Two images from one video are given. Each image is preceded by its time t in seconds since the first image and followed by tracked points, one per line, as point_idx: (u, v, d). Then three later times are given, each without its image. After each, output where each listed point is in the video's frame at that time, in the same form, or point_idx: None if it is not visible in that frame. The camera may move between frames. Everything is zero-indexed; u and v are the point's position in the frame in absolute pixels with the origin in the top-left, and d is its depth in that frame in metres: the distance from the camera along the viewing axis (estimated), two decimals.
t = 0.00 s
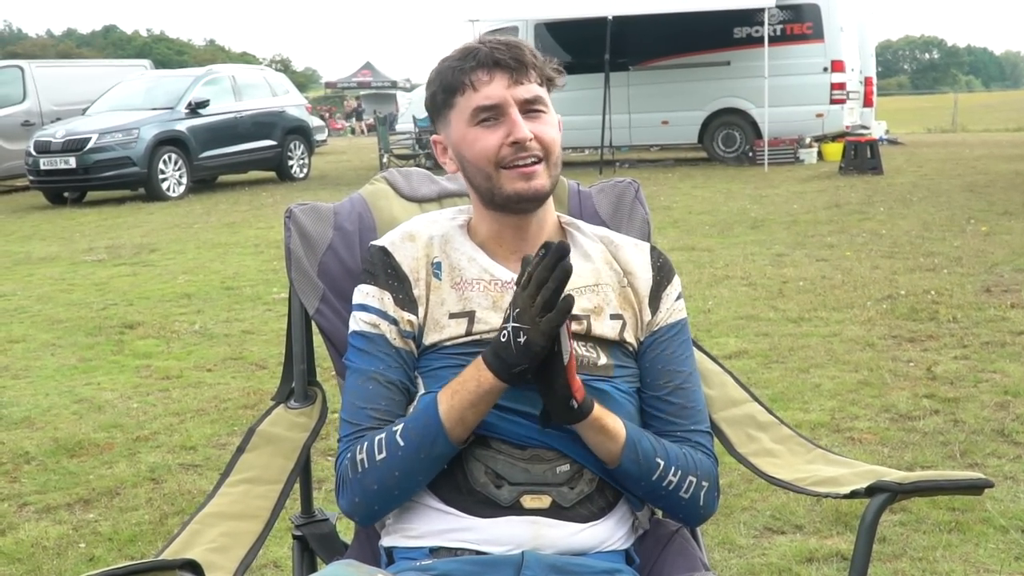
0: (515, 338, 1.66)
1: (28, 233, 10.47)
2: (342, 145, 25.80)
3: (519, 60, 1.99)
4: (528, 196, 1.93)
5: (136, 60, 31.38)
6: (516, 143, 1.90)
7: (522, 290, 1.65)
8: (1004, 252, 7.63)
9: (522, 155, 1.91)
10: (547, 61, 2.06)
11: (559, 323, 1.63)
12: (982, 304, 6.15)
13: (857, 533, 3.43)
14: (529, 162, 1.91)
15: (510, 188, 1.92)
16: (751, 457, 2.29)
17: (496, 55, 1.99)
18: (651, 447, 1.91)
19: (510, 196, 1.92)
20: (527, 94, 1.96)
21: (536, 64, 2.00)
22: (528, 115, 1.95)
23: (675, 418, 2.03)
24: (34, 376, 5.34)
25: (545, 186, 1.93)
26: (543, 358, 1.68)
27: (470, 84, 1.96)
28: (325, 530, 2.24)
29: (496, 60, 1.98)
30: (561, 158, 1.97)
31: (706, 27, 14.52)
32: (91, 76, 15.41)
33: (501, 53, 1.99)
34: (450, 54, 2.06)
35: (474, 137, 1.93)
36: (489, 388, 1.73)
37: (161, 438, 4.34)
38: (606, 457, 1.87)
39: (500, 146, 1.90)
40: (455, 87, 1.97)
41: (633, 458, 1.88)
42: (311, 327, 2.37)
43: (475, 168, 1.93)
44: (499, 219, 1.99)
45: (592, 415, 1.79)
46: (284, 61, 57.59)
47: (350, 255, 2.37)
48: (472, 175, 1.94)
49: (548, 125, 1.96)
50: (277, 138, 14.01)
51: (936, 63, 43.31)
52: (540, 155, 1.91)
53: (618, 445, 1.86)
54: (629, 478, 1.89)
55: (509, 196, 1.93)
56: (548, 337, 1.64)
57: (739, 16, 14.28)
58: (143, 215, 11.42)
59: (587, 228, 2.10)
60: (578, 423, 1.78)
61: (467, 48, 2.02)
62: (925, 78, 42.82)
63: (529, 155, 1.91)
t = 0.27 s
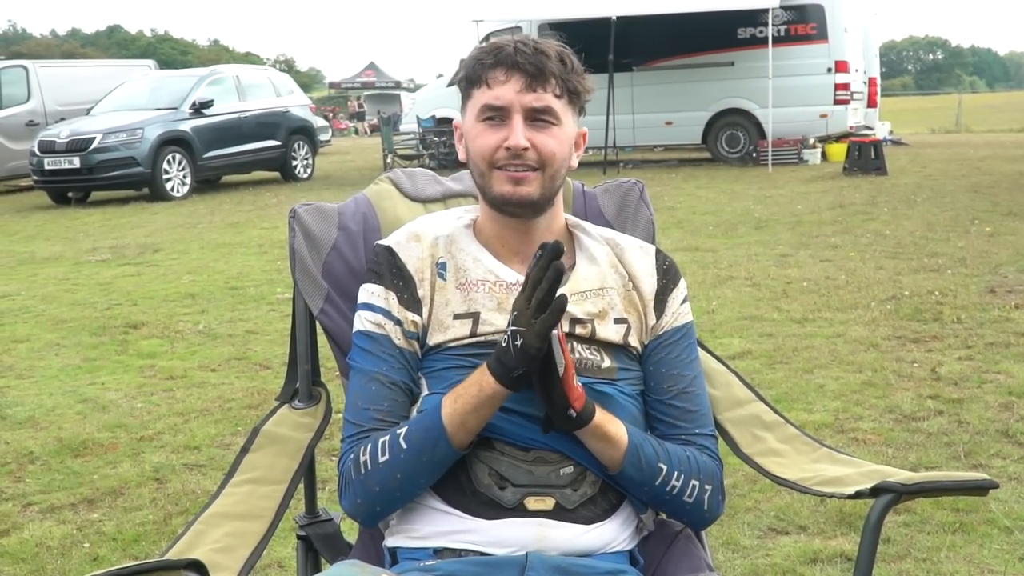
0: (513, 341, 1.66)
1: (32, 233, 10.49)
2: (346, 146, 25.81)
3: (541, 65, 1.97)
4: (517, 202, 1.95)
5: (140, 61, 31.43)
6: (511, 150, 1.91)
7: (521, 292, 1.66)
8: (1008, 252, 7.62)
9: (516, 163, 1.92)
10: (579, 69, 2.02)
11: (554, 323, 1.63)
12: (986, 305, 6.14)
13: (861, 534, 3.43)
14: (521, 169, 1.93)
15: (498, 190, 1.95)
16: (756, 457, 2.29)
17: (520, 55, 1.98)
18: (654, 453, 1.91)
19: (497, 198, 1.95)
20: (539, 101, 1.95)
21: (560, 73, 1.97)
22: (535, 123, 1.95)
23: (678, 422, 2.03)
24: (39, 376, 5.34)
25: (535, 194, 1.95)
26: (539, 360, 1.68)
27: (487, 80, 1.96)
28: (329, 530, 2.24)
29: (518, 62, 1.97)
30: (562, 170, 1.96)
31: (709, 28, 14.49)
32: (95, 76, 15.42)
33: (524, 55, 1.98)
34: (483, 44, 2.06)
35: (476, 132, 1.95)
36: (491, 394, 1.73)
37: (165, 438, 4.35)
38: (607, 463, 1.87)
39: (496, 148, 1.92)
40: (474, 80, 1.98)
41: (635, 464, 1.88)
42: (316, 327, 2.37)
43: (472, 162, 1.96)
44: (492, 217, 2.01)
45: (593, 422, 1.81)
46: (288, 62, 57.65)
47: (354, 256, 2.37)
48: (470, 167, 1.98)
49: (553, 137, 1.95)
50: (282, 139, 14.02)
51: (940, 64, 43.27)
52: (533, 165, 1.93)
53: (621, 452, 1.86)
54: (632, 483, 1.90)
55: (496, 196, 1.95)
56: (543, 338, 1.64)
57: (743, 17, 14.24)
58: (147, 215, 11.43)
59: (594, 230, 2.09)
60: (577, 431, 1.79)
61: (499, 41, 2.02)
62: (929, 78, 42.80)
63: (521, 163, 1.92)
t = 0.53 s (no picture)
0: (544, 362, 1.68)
1: (36, 233, 10.51)
2: (349, 146, 25.83)
3: (547, 65, 1.97)
4: (518, 203, 1.95)
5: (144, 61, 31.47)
6: (513, 150, 1.91)
7: (564, 317, 1.67)
8: (1012, 254, 7.61)
9: (517, 164, 1.92)
10: (588, 71, 2.01)
11: (591, 354, 1.64)
12: (990, 307, 6.13)
13: (864, 536, 3.42)
14: (522, 170, 1.93)
15: (500, 191, 1.95)
16: (758, 459, 2.28)
17: (526, 55, 1.98)
18: (674, 441, 1.90)
19: (499, 199, 1.95)
20: (543, 102, 1.94)
21: (566, 74, 1.97)
22: (539, 124, 1.94)
23: (683, 421, 2.03)
24: (42, 375, 5.35)
25: (537, 195, 1.95)
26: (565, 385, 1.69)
27: (494, 80, 1.97)
28: (333, 530, 2.24)
29: (524, 62, 1.97)
30: (565, 172, 1.95)
31: (713, 29, 14.51)
32: (99, 76, 15.44)
33: (531, 55, 1.98)
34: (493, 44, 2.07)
35: (481, 133, 1.96)
36: (507, 409, 1.75)
37: (168, 438, 4.35)
38: (629, 444, 1.86)
39: (498, 148, 1.92)
40: (480, 80, 1.99)
41: (657, 450, 1.87)
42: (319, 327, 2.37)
43: (476, 163, 1.97)
44: (500, 218, 2.01)
45: (623, 401, 1.79)
46: (292, 62, 57.72)
47: (358, 255, 2.37)
48: (474, 167, 1.98)
49: (556, 139, 1.94)
50: (285, 139, 14.03)
51: (944, 66, 43.26)
52: (534, 167, 1.92)
53: (645, 432, 1.85)
54: (647, 470, 1.89)
55: (498, 197, 1.95)
56: (576, 366, 1.65)
57: (747, 18, 14.28)
58: (150, 215, 11.44)
59: (599, 231, 2.10)
60: (608, 405, 1.77)
61: (508, 42, 2.02)
62: (932, 80, 42.78)
63: (522, 164, 1.92)
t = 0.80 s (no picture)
0: (548, 363, 1.68)
1: (40, 233, 10.52)
2: (353, 147, 25.83)
3: (554, 66, 1.97)
4: (530, 202, 1.94)
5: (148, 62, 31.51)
6: (523, 149, 1.91)
7: (563, 317, 1.66)
8: (1017, 257, 7.60)
9: (528, 163, 1.91)
10: (594, 72, 2.02)
11: (596, 353, 1.64)
12: (995, 309, 6.13)
13: (869, 539, 3.41)
14: (533, 169, 1.92)
15: (511, 192, 1.94)
16: (762, 462, 2.28)
17: (533, 57, 1.98)
18: (674, 443, 1.90)
19: (509, 199, 1.94)
20: (551, 101, 1.94)
21: (573, 74, 1.97)
22: (548, 124, 1.94)
23: (687, 423, 2.03)
24: (46, 375, 5.35)
25: (548, 195, 1.94)
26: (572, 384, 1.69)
27: (501, 81, 1.97)
28: (337, 531, 2.24)
29: (532, 63, 1.98)
30: (574, 172, 1.95)
31: (717, 31, 14.53)
32: (103, 77, 15.46)
33: (538, 56, 1.98)
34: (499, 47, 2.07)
35: (491, 134, 1.95)
36: (513, 408, 1.74)
37: (172, 438, 4.35)
38: (628, 447, 1.86)
39: (509, 149, 1.92)
40: (488, 81, 1.99)
41: (657, 452, 1.87)
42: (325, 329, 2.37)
43: (485, 164, 1.97)
44: (511, 220, 2.00)
45: (623, 403, 1.78)
46: (296, 63, 57.80)
47: (364, 256, 2.37)
48: (483, 168, 1.98)
49: (566, 138, 1.94)
50: (289, 140, 14.04)
51: (948, 68, 43.25)
52: (545, 166, 1.92)
53: (645, 435, 1.84)
54: (649, 472, 1.89)
55: (509, 198, 1.94)
56: (581, 366, 1.65)
57: (750, 20, 14.31)
58: (154, 215, 11.45)
59: (605, 232, 2.09)
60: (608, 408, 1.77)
61: (514, 45, 2.03)
62: (936, 82, 42.77)
63: (533, 163, 1.91)
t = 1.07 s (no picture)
0: (536, 330, 1.64)
1: (45, 233, 10.54)
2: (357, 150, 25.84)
3: (562, 67, 1.97)
4: (537, 203, 1.94)
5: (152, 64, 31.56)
6: (533, 151, 1.91)
7: (542, 281, 1.64)
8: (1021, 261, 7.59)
9: (538, 164, 1.92)
10: (599, 74, 2.03)
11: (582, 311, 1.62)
12: (999, 313, 6.12)
13: (873, 543, 3.41)
14: (542, 171, 1.93)
15: (519, 193, 1.94)
16: (769, 465, 2.28)
17: (541, 59, 1.98)
18: (667, 452, 1.90)
19: (519, 200, 1.94)
20: (559, 103, 1.95)
21: (580, 75, 1.98)
22: (556, 124, 1.94)
23: (692, 426, 2.03)
24: (51, 376, 5.36)
25: (558, 195, 1.94)
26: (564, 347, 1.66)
27: (508, 83, 1.97)
28: (342, 533, 2.24)
29: (538, 65, 1.98)
30: (582, 172, 1.96)
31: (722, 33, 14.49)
32: (108, 78, 15.49)
33: (545, 58, 1.98)
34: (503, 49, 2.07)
35: (499, 136, 1.95)
36: (510, 383, 1.71)
37: (176, 439, 4.35)
38: (617, 459, 1.87)
39: (518, 150, 1.92)
40: (494, 83, 1.98)
41: (647, 462, 1.87)
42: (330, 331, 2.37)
43: (493, 166, 1.96)
44: (519, 220, 2.00)
45: (604, 417, 1.79)
46: (300, 65, 57.94)
47: (368, 258, 2.37)
48: (491, 169, 1.97)
49: (574, 139, 1.94)
50: (293, 141, 14.06)
51: (953, 71, 43.23)
52: (554, 167, 1.92)
53: (632, 448, 1.85)
54: (643, 482, 1.89)
55: (518, 199, 1.94)
56: (570, 327, 1.63)
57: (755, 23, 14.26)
58: (159, 217, 11.46)
59: (610, 236, 2.09)
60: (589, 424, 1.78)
61: (519, 46, 2.02)
62: (940, 85, 42.75)
63: (542, 163, 1.91)
